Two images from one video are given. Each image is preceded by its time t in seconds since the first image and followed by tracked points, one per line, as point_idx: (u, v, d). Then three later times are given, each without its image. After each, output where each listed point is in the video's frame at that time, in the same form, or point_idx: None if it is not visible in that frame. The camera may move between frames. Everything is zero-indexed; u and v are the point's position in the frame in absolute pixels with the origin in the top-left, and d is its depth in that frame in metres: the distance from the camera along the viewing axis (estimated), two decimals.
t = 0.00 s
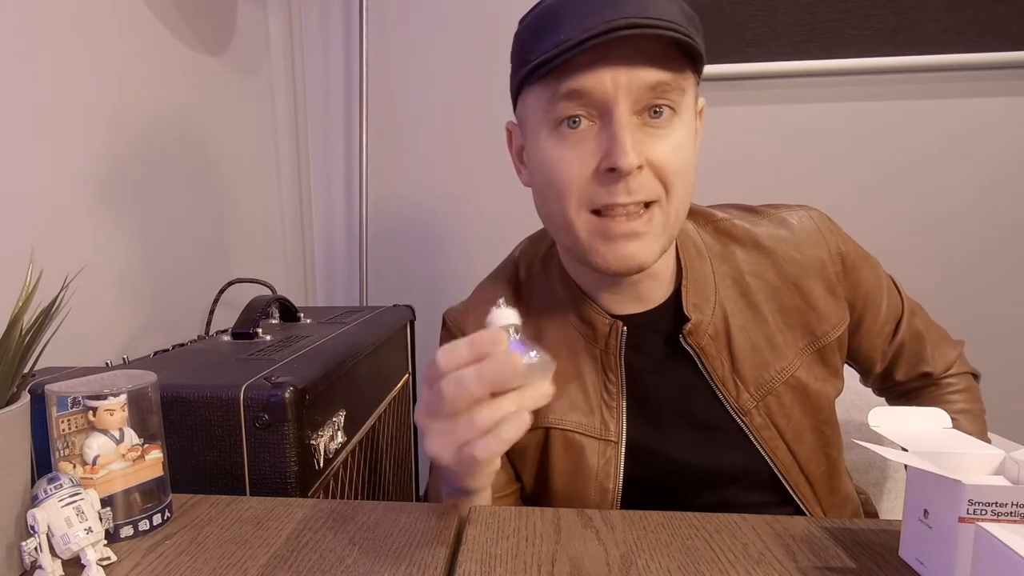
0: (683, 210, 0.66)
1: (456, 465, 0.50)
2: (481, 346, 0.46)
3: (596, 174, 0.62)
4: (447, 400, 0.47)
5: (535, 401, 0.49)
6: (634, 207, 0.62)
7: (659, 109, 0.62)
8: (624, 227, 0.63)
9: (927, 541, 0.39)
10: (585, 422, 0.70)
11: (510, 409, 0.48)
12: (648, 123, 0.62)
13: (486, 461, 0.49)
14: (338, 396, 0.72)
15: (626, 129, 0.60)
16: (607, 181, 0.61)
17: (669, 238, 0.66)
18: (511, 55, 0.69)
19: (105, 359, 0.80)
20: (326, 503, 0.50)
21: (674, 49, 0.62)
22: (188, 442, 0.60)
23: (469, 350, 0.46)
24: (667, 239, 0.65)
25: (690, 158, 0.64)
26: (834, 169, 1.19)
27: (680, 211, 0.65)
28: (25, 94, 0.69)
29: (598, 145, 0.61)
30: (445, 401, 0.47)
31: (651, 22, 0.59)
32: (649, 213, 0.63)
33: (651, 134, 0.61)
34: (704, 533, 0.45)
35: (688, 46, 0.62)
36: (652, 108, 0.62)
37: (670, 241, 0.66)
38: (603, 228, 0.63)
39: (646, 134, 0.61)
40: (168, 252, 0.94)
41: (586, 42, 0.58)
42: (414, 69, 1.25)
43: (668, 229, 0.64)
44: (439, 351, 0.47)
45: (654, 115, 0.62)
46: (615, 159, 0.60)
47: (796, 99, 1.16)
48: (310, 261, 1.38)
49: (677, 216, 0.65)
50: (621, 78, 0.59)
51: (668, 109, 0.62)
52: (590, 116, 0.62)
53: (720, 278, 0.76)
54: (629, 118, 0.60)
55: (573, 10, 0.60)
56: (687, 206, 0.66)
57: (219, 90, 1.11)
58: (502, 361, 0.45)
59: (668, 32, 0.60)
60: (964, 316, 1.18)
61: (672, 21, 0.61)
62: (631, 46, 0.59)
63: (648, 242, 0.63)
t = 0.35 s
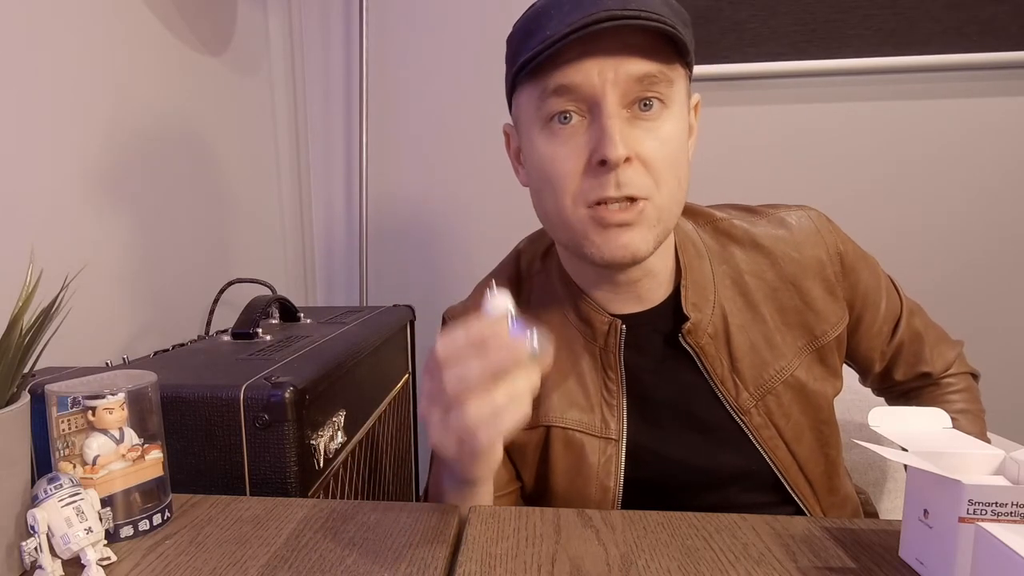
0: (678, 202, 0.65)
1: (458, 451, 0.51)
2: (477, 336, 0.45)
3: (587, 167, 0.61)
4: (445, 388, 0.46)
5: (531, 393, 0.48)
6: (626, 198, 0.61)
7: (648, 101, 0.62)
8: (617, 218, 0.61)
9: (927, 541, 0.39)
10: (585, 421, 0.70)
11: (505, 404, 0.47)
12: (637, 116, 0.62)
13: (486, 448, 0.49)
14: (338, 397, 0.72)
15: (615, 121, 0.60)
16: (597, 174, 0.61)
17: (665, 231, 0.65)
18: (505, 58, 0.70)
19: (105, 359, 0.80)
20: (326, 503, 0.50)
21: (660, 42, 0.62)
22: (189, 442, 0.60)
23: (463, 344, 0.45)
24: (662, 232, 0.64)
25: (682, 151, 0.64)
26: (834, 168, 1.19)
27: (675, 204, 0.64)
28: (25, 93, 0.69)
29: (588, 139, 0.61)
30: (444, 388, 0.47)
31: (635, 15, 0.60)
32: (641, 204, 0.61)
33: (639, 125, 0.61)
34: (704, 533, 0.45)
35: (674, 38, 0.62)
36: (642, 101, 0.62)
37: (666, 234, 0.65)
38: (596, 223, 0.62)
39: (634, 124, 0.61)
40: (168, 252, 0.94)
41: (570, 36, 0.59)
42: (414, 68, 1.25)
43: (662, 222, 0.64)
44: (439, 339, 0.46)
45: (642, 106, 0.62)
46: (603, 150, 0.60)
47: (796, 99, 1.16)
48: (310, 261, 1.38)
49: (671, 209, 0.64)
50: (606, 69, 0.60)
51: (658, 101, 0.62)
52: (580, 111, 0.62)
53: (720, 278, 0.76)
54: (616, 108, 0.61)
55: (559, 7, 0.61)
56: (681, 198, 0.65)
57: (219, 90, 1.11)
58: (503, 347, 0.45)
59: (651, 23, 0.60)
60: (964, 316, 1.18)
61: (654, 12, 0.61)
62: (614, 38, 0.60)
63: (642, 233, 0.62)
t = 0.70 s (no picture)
0: (684, 195, 0.65)
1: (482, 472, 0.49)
2: (508, 353, 0.44)
3: (593, 164, 0.62)
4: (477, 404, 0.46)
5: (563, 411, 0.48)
6: (632, 192, 0.61)
7: (653, 97, 0.62)
8: (624, 213, 0.62)
9: (927, 542, 0.39)
10: (591, 412, 0.70)
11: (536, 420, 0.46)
12: (642, 111, 0.62)
13: (512, 470, 0.47)
14: (339, 397, 0.72)
15: (621, 117, 0.60)
16: (604, 170, 0.61)
17: (670, 224, 0.65)
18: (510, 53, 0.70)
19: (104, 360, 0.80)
20: (326, 503, 0.50)
21: (664, 37, 0.62)
22: (189, 443, 0.60)
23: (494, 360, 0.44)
24: (668, 226, 0.65)
25: (687, 144, 0.64)
26: (834, 168, 1.18)
27: (681, 197, 0.65)
28: (25, 93, 0.69)
29: (594, 135, 0.61)
30: (475, 401, 0.46)
31: (638, 12, 0.59)
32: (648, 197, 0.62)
33: (645, 120, 0.61)
34: (704, 533, 0.45)
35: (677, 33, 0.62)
36: (647, 96, 0.62)
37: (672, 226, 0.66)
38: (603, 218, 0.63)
39: (640, 120, 0.61)
40: (168, 252, 0.94)
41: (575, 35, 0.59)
42: (414, 68, 1.25)
43: (668, 216, 0.64)
44: (470, 357, 0.45)
45: (647, 101, 0.62)
46: (609, 147, 0.60)
47: (796, 99, 1.16)
48: (311, 261, 1.38)
49: (677, 203, 0.64)
50: (611, 67, 0.60)
51: (662, 97, 0.62)
52: (585, 107, 0.62)
53: (720, 274, 0.76)
54: (622, 105, 0.61)
55: (563, 4, 0.61)
56: (686, 191, 0.66)
57: (219, 90, 1.11)
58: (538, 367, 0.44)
59: (655, 23, 0.60)
60: (963, 317, 1.18)
61: (658, 8, 0.61)
62: (619, 36, 0.60)
63: (648, 227, 0.63)
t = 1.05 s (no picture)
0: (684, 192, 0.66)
1: (495, 400, 0.57)
2: (513, 281, 0.55)
3: (596, 168, 0.62)
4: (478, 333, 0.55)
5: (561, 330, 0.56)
6: (634, 196, 0.62)
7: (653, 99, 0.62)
8: (626, 216, 0.63)
9: (928, 542, 0.39)
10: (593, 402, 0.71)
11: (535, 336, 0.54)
12: (643, 114, 0.62)
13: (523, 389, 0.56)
14: (339, 396, 0.72)
15: (622, 123, 0.60)
16: (606, 174, 0.62)
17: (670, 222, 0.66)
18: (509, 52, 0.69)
19: (105, 360, 0.80)
20: (326, 503, 0.50)
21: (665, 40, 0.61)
22: (189, 443, 0.60)
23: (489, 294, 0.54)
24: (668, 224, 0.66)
25: (687, 143, 0.65)
26: (834, 168, 1.19)
27: (680, 195, 0.66)
28: (25, 93, 0.69)
29: (596, 140, 0.62)
30: (485, 338, 0.55)
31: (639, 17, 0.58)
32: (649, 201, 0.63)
33: (645, 124, 0.61)
34: (704, 533, 0.45)
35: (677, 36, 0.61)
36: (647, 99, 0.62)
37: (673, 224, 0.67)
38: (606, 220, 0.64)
39: (641, 125, 0.61)
40: (168, 253, 0.94)
41: (576, 44, 0.58)
42: (414, 67, 1.25)
43: (669, 215, 0.65)
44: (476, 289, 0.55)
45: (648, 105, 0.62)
46: (612, 153, 0.60)
47: (796, 99, 1.16)
48: (311, 260, 1.38)
49: (677, 201, 0.66)
50: (612, 74, 0.60)
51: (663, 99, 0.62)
52: (587, 111, 0.62)
53: (713, 262, 0.76)
54: (623, 112, 0.61)
55: (563, 8, 0.60)
56: (686, 189, 0.67)
57: (220, 90, 1.11)
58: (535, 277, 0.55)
59: (656, 30, 0.59)
60: (963, 318, 1.18)
61: (657, 12, 0.60)
62: (620, 43, 0.59)
63: (650, 229, 0.64)
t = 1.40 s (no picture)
0: (677, 192, 0.67)
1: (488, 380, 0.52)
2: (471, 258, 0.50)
3: (587, 174, 0.62)
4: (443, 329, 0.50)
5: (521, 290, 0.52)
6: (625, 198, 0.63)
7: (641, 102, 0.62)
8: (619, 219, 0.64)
9: (928, 542, 0.39)
10: (591, 407, 0.71)
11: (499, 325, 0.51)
12: (631, 118, 0.62)
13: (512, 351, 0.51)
14: (339, 396, 0.72)
15: (610, 128, 0.60)
16: (597, 180, 0.62)
17: (664, 221, 0.67)
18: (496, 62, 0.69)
19: (105, 360, 0.80)
20: (326, 502, 0.50)
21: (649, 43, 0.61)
22: (189, 443, 0.60)
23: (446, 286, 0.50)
24: (662, 223, 0.67)
25: (677, 142, 0.65)
26: (834, 168, 1.18)
27: (673, 194, 0.66)
28: (26, 95, 0.69)
29: (585, 146, 0.62)
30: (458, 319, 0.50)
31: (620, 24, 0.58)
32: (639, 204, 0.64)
33: (633, 129, 0.62)
34: (704, 532, 0.45)
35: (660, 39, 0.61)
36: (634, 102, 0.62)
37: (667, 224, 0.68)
38: (600, 224, 0.64)
39: (628, 129, 0.62)
40: (168, 253, 0.94)
41: (559, 55, 0.58)
42: (414, 68, 1.25)
43: (662, 215, 0.66)
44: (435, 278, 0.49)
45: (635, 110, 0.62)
46: (601, 158, 0.60)
47: (796, 99, 1.16)
48: (310, 260, 1.38)
49: (670, 199, 0.66)
50: (596, 83, 0.59)
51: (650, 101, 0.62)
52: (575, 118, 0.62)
53: (715, 264, 0.76)
54: (610, 119, 0.60)
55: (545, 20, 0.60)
56: (679, 188, 0.67)
57: (220, 90, 1.11)
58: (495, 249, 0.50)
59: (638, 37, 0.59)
60: (962, 318, 1.18)
61: (640, 17, 0.60)
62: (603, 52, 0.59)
63: (643, 231, 0.65)
